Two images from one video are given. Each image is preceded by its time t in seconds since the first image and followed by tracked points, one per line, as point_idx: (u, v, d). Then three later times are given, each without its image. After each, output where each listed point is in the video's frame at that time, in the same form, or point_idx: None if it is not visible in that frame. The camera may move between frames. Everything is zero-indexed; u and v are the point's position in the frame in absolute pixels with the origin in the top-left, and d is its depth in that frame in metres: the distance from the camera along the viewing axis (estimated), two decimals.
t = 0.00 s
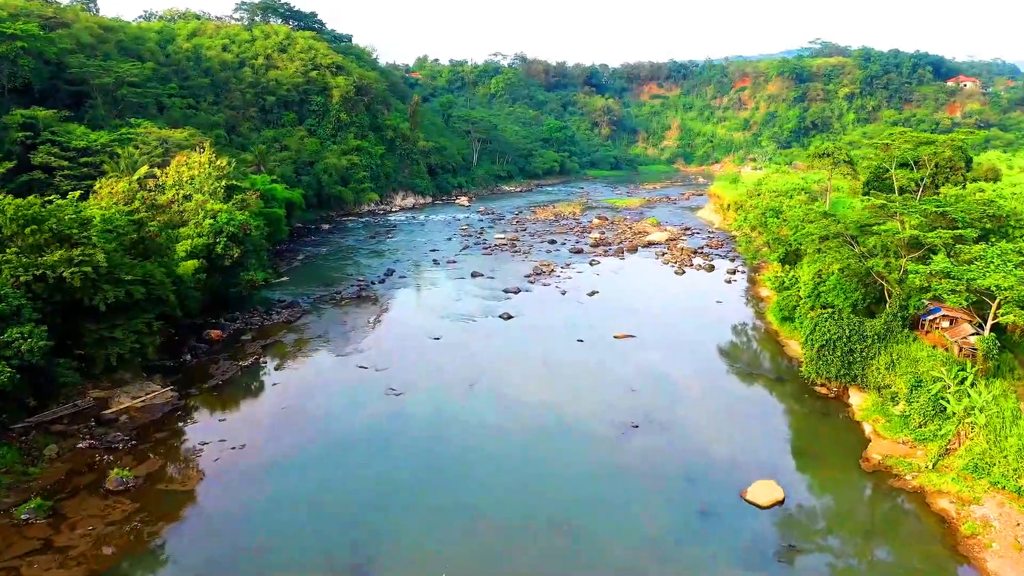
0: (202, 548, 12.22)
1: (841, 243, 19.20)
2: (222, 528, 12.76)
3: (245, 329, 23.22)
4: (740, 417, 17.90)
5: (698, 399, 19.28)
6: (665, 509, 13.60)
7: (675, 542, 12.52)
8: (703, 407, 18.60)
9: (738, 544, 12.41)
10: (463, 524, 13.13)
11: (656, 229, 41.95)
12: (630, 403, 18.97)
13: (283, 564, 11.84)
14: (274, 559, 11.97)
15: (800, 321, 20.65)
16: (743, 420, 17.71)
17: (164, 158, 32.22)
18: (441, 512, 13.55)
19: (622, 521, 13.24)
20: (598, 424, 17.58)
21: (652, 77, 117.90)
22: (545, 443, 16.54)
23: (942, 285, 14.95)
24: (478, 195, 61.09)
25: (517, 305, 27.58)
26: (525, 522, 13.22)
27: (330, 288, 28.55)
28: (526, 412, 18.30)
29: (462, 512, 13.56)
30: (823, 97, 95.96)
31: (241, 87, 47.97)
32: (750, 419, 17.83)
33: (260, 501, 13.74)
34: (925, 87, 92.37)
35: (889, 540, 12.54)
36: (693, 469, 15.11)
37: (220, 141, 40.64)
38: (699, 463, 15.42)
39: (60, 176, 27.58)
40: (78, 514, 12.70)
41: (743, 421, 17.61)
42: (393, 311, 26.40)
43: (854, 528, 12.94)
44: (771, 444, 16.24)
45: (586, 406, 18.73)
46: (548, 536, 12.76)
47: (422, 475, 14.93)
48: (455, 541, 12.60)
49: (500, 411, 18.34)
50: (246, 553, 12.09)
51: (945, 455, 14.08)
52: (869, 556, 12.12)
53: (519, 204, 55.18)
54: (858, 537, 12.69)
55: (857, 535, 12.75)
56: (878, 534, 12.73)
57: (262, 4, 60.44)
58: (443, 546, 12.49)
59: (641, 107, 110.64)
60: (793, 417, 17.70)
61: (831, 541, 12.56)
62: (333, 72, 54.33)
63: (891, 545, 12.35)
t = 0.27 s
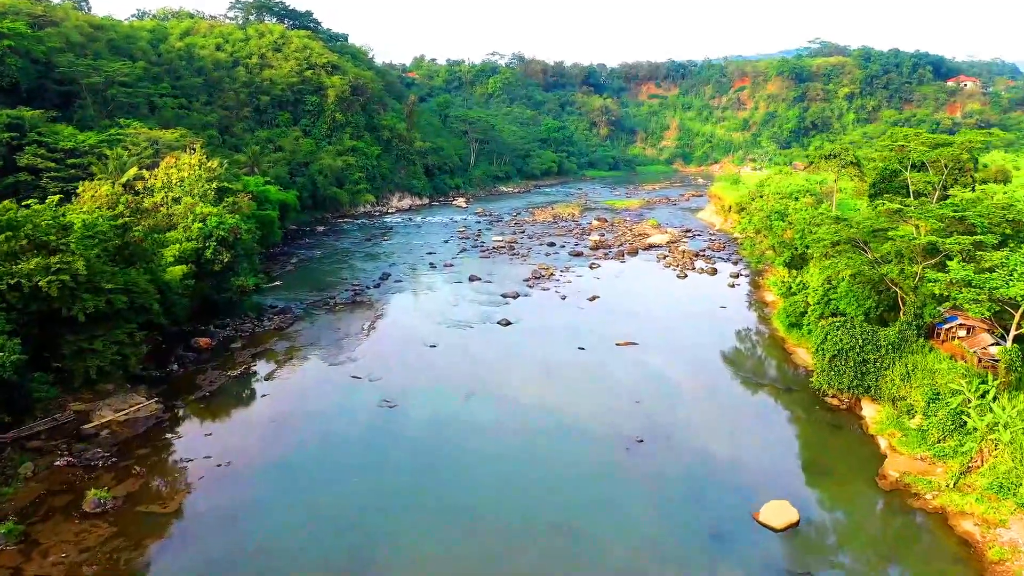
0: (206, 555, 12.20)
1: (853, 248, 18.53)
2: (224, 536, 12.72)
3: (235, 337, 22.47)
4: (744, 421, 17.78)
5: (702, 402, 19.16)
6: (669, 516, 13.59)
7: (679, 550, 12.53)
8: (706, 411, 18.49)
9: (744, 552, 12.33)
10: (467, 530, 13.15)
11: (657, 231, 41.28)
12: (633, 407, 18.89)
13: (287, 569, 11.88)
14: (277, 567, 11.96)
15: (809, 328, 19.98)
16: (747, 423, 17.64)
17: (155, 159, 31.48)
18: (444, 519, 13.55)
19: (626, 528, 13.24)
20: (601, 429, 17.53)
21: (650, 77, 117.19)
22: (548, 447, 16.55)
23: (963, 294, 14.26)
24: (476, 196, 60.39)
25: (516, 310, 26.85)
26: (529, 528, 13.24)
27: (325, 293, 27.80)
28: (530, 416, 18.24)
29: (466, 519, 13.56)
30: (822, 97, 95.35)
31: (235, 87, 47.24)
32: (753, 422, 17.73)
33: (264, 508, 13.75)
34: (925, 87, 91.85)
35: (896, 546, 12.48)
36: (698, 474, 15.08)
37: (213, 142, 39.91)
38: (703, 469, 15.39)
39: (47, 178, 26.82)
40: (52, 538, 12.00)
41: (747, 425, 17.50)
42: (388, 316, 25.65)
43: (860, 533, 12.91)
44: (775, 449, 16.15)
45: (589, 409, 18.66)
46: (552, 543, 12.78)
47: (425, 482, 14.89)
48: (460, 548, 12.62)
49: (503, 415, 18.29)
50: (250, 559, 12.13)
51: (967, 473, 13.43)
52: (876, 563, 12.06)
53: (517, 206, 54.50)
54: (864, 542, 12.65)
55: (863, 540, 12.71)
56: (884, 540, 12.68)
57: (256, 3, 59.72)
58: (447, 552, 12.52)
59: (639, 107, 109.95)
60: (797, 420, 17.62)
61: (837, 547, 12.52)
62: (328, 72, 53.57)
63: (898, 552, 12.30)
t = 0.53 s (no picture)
0: (208, 552, 12.17)
1: (865, 254, 17.85)
2: (226, 535, 12.65)
3: (224, 345, 21.73)
4: (751, 424, 17.66)
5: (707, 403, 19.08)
6: (674, 516, 13.54)
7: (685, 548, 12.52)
8: (712, 413, 18.38)
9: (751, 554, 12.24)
10: (472, 528, 13.14)
11: (657, 234, 40.60)
12: (639, 406, 18.78)
13: (291, 565, 11.89)
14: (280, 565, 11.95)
15: (819, 337, 19.27)
16: (753, 425, 17.57)
17: (144, 161, 30.73)
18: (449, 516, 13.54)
19: (631, 527, 13.21)
20: (607, 427, 17.47)
21: (648, 77, 116.58)
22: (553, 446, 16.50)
23: (984, 303, 13.58)
24: (472, 197, 59.70)
25: (514, 315, 26.12)
26: (533, 526, 13.24)
27: (318, 298, 27.04)
28: (534, 415, 18.18)
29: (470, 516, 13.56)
30: (821, 97, 94.83)
31: (228, 87, 46.47)
32: (760, 424, 17.64)
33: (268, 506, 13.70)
34: (924, 87, 91.36)
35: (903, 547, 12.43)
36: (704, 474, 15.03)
37: (205, 142, 39.18)
38: (710, 468, 15.35)
39: (32, 180, 25.94)
40: (23, 566, 11.30)
41: (753, 428, 17.40)
42: (382, 323, 24.86)
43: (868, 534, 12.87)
44: (782, 450, 16.09)
45: (594, 408, 18.57)
46: (557, 540, 12.80)
47: (430, 480, 14.84)
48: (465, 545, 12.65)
49: (507, 413, 18.23)
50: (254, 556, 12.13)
51: (990, 494, 12.78)
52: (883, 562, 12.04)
53: (514, 207, 53.82)
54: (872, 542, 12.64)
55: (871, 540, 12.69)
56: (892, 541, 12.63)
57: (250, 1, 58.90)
58: (451, 549, 12.54)
59: (637, 107, 109.24)
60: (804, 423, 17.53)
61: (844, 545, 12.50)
62: (323, 71, 52.82)
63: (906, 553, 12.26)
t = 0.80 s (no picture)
0: (207, 556, 12.11)
1: (878, 261, 17.19)
2: (225, 537, 12.59)
3: (212, 353, 20.97)
4: (757, 425, 17.51)
5: (713, 401, 18.96)
6: (678, 515, 13.49)
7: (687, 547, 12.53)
8: (718, 412, 18.24)
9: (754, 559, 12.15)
10: (474, 527, 13.12)
11: (656, 236, 39.90)
12: (641, 405, 18.59)
13: (289, 567, 11.87)
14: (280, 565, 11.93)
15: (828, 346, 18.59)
16: (759, 425, 17.49)
17: (132, 163, 29.97)
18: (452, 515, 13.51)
19: (633, 526, 13.19)
20: (612, 424, 17.39)
21: (645, 77, 116.06)
22: (557, 442, 16.46)
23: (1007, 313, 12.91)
24: (469, 198, 59.00)
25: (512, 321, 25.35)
26: (536, 524, 13.22)
27: (310, 305, 26.21)
28: (539, 412, 18.06)
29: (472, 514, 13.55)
30: (820, 97, 94.32)
31: (220, 87, 45.72)
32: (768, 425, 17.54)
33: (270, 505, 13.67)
34: (924, 87, 90.90)
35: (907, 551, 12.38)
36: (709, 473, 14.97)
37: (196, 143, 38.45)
38: (715, 466, 15.28)
39: (16, 182, 24.77)
40: None
41: (760, 428, 17.27)
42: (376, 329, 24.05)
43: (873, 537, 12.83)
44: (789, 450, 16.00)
45: (599, 405, 18.47)
46: (558, 540, 12.80)
47: (433, 480, 14.75)
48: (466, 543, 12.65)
49: (511, 410, 18.13)
50: (256, 557, 12.13)
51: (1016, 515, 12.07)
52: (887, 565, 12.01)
53: (511, 208, 53.12)
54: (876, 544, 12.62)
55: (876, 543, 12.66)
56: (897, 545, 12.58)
57: None
58: (452, 548, 12.52)
59: (635, 107, 108.60)
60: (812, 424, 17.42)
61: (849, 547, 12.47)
62: (317, 71, 52.09)
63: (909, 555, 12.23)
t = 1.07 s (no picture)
0: (207, 559, 12.03)
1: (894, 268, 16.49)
2: (222, 539, 12.53)
3: (200, 363, 20.21)
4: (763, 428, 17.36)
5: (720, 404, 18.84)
6: (681, 517, 13.40)
7: (691, 548, 12.44)
8: (724, 415, 18.12)
9: (756, 560, 12.06)
10: (475, 528, 13.03)
11: (657, 239, 39.23)
12: (640, 406, 18.39)
13: (287, 568, 11.82)
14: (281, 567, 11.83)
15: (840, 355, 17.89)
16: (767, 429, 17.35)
17: (121, 164, 29.19)
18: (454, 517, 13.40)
19: (636, 527, 13.10)
20: (616, 425, 17.27)
21: (643, 76, 115.43)
22: (560, 442, 16.38)
23: None
24: (466, 199, 58.27)
25: (510, 328, 24.59)
26: (535, 524, 13.16)
27: (303, 311, 25.41)
28: (543, 412, 17.95)
29: (475, 515, 13.46)
30: (819, 97, 93.75)
31: (213, 87, 44.96)
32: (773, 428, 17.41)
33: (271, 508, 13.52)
34: (924, 87, 90.38)
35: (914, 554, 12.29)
36: (715, 475, 14.87)
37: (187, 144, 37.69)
38: (721, 468, 15.18)
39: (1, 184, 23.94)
40: None
41: (767, 431, 17.13)
42: (369, 336, 23.25)
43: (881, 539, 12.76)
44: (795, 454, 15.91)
45: (603, 407, 18.34)
46: (561, 540, 12.73)
47: (435, 482, 14.57)
48: (467, 543, 12.60)
49: (512, 411, 17.98)
50: (256, 557, 12.08)
51: None
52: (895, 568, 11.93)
53: (509, 210, 52.45)
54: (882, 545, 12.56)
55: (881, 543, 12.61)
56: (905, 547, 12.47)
57: None
58: (451, 548, 12.46)
59: (633, 107, 107.91)
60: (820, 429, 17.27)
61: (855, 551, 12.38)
62: (312, 70, 51.32)
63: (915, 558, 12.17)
